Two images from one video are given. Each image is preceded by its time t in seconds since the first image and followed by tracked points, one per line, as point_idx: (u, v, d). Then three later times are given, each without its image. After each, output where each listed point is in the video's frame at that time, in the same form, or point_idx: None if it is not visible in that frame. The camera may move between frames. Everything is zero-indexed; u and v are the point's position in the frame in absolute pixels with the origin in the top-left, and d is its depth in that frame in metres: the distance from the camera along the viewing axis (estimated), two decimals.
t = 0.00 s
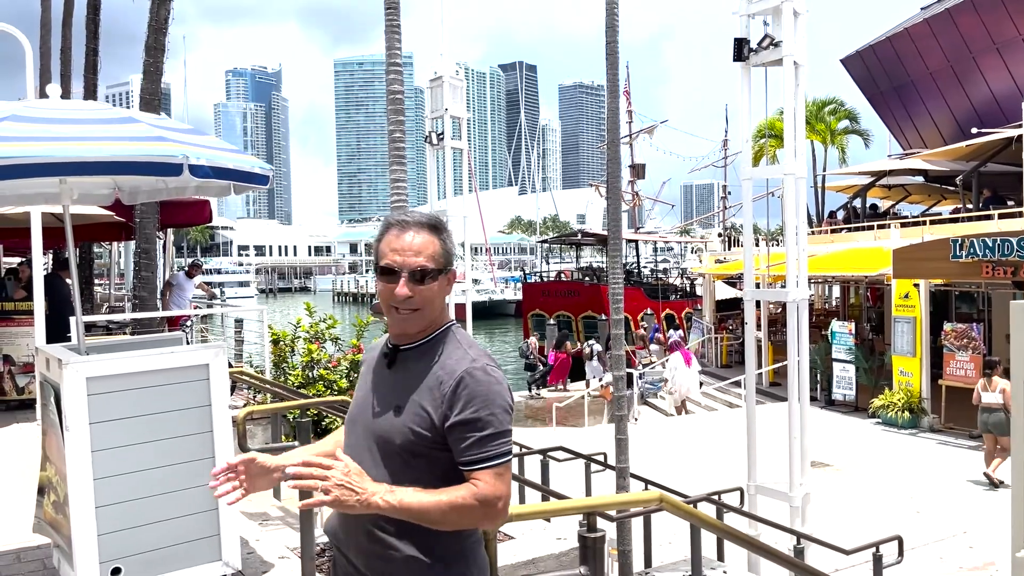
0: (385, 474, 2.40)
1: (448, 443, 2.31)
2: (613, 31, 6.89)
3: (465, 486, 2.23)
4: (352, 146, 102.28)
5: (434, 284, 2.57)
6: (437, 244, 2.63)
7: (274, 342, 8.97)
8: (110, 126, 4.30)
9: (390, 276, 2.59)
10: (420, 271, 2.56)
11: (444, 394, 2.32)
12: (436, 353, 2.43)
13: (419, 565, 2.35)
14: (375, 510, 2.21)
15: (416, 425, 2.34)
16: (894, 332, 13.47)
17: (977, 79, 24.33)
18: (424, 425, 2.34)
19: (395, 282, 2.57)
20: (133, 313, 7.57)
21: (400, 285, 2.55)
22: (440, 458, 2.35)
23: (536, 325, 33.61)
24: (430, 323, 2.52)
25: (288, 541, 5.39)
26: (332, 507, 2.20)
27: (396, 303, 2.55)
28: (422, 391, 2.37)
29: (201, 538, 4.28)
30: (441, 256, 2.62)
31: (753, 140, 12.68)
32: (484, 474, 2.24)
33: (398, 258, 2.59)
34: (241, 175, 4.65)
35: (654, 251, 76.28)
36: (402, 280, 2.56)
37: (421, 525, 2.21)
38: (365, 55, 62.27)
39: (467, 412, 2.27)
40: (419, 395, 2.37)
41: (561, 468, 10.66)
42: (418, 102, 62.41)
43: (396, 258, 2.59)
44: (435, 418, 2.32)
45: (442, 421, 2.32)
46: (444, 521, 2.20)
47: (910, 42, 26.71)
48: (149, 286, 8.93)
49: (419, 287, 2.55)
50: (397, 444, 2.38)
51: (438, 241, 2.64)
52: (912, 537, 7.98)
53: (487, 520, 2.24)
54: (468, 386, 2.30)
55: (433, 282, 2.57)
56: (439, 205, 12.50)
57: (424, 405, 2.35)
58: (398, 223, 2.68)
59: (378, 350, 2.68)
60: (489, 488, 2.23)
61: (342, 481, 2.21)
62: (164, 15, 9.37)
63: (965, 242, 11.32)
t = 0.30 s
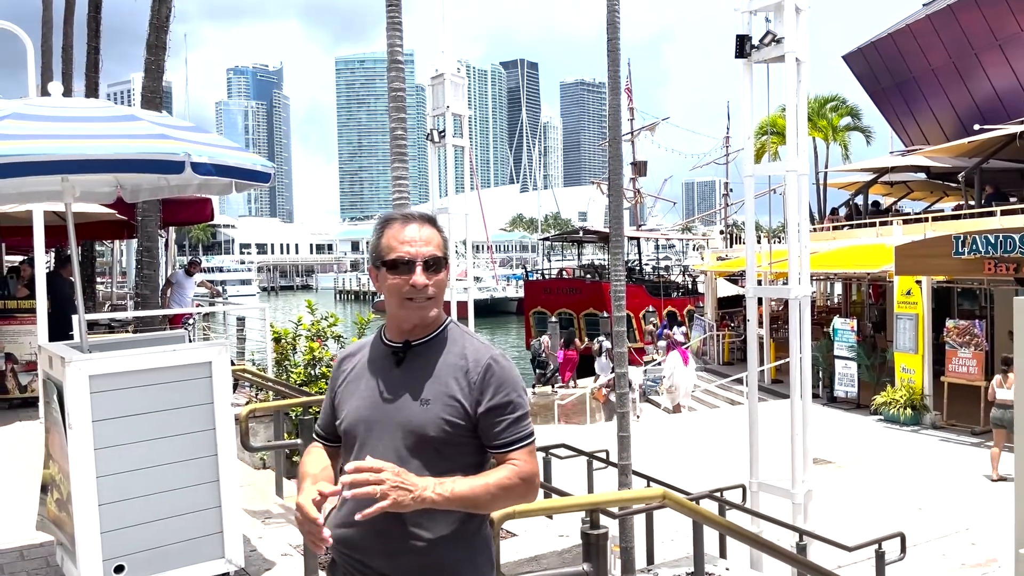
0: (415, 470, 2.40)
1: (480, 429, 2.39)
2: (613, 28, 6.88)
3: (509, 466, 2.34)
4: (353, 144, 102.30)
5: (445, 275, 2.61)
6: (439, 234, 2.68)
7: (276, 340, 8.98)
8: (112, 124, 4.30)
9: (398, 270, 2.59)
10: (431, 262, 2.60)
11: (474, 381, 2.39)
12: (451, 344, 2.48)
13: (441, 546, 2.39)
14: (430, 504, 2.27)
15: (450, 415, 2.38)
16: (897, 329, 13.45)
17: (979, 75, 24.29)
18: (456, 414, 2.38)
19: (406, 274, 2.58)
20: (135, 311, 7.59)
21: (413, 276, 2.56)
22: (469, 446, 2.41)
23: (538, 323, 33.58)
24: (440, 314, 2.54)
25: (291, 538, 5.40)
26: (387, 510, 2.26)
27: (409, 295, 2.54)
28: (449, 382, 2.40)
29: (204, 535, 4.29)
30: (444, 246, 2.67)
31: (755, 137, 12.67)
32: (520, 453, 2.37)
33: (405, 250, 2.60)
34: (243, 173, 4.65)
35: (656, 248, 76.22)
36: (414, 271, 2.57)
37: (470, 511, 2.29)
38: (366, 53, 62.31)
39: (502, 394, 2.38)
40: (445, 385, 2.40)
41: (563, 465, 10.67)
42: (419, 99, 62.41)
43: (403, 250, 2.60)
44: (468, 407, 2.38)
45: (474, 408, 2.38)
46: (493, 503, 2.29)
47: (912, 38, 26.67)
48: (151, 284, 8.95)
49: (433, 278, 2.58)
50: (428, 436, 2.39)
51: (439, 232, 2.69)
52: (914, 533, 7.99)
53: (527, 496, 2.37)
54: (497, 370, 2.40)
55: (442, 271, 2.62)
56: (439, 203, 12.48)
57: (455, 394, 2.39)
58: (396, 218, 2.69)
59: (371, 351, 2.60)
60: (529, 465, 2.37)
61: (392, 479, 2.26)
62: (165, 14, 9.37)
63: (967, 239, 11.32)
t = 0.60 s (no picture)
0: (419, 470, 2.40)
1: (483, 425, 2.40)
2: (613, 25, 6.87)
3: (515, 460, 2.36)
4: (353, 142, 102.26)
5: (441, 273, 2.62)
6: (435, 234, 2.69)
7: (276, 338, 8.96)
8: (112, 123, 4.29)
9: (393, 268, 2.59)
10: (426, 260, 2.60)
11: (475, 378, 2.40)
12: (451, 341, 2.48)
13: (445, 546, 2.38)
14: (445, 495, 2.25)
15: (453, 413, 2.38)
16: (898, 326, 13.43)
17: (979, 71, 24.26)
18: (459, 411, 2.38)
19: (401, 273, 2.57)
20: (136, 309, 7.58)
21: (409, 274, 2.56)
22: (472, 442, 2.42)
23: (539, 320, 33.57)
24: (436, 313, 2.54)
25: (291, 536, 5.39)
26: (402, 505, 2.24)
27: (405, 293, 2.53)
28: (450, 379, 2.41)
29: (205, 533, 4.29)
30: (440, 246, 2.68)
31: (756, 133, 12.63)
32: (524, 447, 2.40)
33: (400, 249, 2.61)
34: (243, 171, 4.64)
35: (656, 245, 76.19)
36: (410, 269, 2.57)
37: (480, 504, 2.30)
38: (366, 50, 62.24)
39: (504, 390, 2.40)
40: (446, 382, 2.41)
41: (564, 463, 10.67)
42: (419, 97, 62.34)
43: (399, 249, 2.60)
44: (471, 403, 2.39)
45: (477, 404, 2.39)
46: (502, 497, 2.31)
47: (912, 34, 26.62)
48: (152, 283, 8.93)
49: (429, 275, 2.57)
50: (432, 434, 2.39)
51: (435, 231, 2.70)
52: (916, 530, 7.99)
53: (532, 490, 2.40)
54: (498, 367, 2.42)
55: (437, 270, 2.61)
56: (440, 201, 12.45)
57: (457, 391, 2.39)
58: (392, 217, 2.70)
59: (369, 350, 2.59)
60: (533, 459, 2.40)
61: (408, 471, 2.24)
62: (165, 12, 9.35)
63: (968, 235, 11.32)
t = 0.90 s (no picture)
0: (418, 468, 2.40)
1: (483, 423, 2.41)
2: (613, 23, 6.86)
3: (518, 451, 2.37)
4: (352, 141, 102.24)
5: (430, 276, 2.58)
6: (425, 235, 2.66)
7: (276, 337, 8.96)
8: (112, 122, 4.28)
9: (383, 274, 2.57)
10: (415, 264, 2.56)
11: (475, 377, 2.41)
12: (450, 341, 2.48)
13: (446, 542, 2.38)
14: (467, 453, 2.21)
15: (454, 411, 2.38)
16: (898, 322, 13.42)
17: (979, 67, 24.22)
18: (458, 410, 2.39)
19: (391, 279, 2.55)
20: (135, 309, 7.58)
21: (398, 279, 2.53)
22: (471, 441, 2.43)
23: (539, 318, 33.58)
24: (429, 315, 2.52)
25: (292, 535, 5.39)
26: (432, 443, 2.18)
27: (395, 299, 2.51)
28: (451, 379, 2.41)
29: (205, 533, 4.29)
30: (430, 248, 2.64)
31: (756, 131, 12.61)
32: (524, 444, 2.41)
33: (389, 255, 2.58)
34: (242, 170, 4.63)
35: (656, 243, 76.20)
36: (398, 274, 2.54)
37: (490, 480, 2.28)
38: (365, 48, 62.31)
39: (504, 390, 2.41)
40: (446, 381, 2.41)
41: (564, 461, 10.68)
42: (419, 95, 62.33)
43: (387, 255, 2.58)
44: (471, 403, 2.40)
45: (477, 403, 2.41)
46: (509, 482, 2.31)
47: (912, 31, 26.58)
48: (152, 282, 8.93)
49: (418, 279, 2.54)
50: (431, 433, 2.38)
51: (425, 232, 2.66)
52: (916, 527, 7.99)
53: (531, 487, 2.40)
54: (498, 366, 2.43)
55: (428, 272, 2.58)
56: (439, 199, 12.43)
57: (458, 390, 2.40)
58: (381, 221, 2.67)
59: (366, 351, 2.57)
60: (535, 455, 2.42)
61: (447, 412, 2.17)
62: (164, 11, 9.34)
63: (968, 232, 11.26)
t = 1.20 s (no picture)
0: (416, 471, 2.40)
1: (482, 424, 2.40)
2: (612, 21, 6.85)
3: (517, 459, 2.36)
4: (351, 140, 102.20)
5: (419, 272, 2.59)
6: (415, 232, 2.66)
7: (276, 337, 8.96)
8: (110, 122, 4.27)
9: (373, 271, 2.59)
10: (404, 261, 2.58)
11: (473, 378, 2.40)
12: (447, 342, 2.47)
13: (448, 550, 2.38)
14: (472, 487, 2.21)
15: (452, 413, 2.38)
16: (897, 320, 13.43)
17: (978, 64, 24.21)
18: (456, 412, 2.38)
19: (380, 276, 2.57)
20: (134, 309, 7.58)
21: (386, 277, 2.56)
22: (469, 443, 2.42)
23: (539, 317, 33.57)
24: (421, 313, 2.52)
25: (291, 535, 5.39)
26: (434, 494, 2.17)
27: (384, 296, 2.54)
28: (448, 380, 2.40)
29: (204, 533, 4.29)
30: (420, 245, 2.65)
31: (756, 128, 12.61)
32: (522, 446, 2.41)
33: (378, 252, 2.61)
34: (240, 170, 4.63)
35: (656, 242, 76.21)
36: (385, 272, 2.57)
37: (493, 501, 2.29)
38: (364, 47, 62.29)
39: (502, 390, 2.41)
40: (444, 383, 2.40)
41: (564, 460, 10.68)
42: (418, 94, 62.31)
43: (376, 253, 2.60)
44: (470, 404, 2.39)
45: (475, 404, 2.40)
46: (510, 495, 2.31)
47: (911, 29, 26.56)
48: (151, 282, 8.93)
49: (406, 275, 2.56)
50: (429, 434, 2.37)
51: (415, 228, 2.67)
52: (916, 525, 8.00)
53: (531, 491, 2.40)
54: (496, 367, 2.43)
55: (417, 268, 2.60)
56: (439, 198, 12.43)
57: (455, 391, 2.39)
58: (371, 218, 2.69)
59: (363, 351, 2.57)
60: (532, 460, 2.41)
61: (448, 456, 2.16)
62: (162, 11, 9.34)
63: (967, 229, 11.24)
